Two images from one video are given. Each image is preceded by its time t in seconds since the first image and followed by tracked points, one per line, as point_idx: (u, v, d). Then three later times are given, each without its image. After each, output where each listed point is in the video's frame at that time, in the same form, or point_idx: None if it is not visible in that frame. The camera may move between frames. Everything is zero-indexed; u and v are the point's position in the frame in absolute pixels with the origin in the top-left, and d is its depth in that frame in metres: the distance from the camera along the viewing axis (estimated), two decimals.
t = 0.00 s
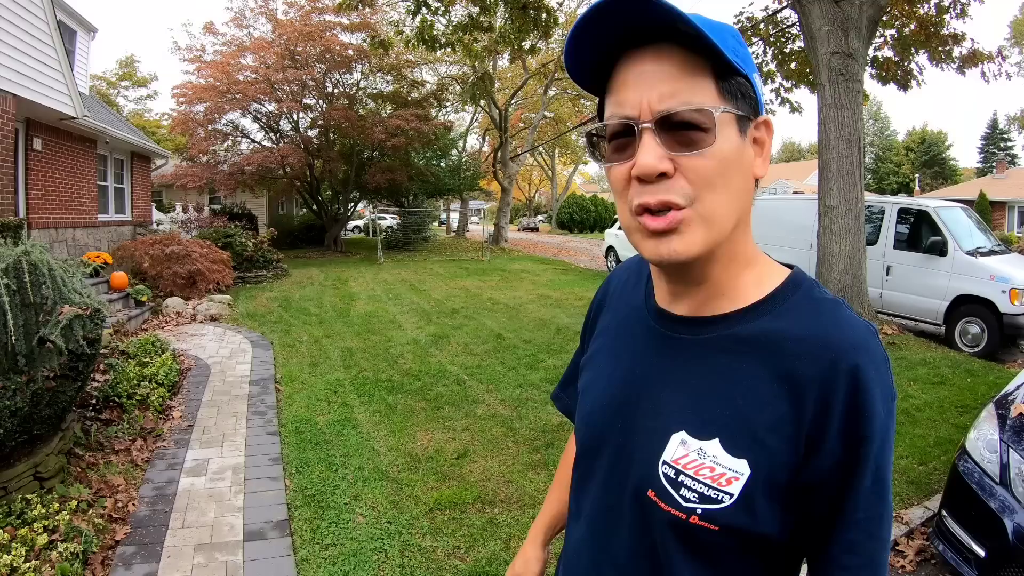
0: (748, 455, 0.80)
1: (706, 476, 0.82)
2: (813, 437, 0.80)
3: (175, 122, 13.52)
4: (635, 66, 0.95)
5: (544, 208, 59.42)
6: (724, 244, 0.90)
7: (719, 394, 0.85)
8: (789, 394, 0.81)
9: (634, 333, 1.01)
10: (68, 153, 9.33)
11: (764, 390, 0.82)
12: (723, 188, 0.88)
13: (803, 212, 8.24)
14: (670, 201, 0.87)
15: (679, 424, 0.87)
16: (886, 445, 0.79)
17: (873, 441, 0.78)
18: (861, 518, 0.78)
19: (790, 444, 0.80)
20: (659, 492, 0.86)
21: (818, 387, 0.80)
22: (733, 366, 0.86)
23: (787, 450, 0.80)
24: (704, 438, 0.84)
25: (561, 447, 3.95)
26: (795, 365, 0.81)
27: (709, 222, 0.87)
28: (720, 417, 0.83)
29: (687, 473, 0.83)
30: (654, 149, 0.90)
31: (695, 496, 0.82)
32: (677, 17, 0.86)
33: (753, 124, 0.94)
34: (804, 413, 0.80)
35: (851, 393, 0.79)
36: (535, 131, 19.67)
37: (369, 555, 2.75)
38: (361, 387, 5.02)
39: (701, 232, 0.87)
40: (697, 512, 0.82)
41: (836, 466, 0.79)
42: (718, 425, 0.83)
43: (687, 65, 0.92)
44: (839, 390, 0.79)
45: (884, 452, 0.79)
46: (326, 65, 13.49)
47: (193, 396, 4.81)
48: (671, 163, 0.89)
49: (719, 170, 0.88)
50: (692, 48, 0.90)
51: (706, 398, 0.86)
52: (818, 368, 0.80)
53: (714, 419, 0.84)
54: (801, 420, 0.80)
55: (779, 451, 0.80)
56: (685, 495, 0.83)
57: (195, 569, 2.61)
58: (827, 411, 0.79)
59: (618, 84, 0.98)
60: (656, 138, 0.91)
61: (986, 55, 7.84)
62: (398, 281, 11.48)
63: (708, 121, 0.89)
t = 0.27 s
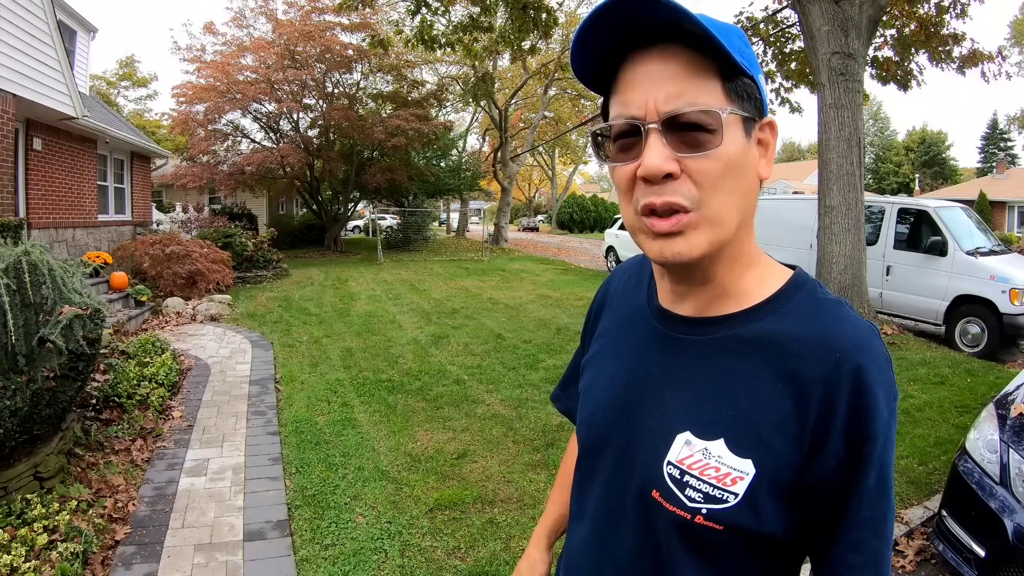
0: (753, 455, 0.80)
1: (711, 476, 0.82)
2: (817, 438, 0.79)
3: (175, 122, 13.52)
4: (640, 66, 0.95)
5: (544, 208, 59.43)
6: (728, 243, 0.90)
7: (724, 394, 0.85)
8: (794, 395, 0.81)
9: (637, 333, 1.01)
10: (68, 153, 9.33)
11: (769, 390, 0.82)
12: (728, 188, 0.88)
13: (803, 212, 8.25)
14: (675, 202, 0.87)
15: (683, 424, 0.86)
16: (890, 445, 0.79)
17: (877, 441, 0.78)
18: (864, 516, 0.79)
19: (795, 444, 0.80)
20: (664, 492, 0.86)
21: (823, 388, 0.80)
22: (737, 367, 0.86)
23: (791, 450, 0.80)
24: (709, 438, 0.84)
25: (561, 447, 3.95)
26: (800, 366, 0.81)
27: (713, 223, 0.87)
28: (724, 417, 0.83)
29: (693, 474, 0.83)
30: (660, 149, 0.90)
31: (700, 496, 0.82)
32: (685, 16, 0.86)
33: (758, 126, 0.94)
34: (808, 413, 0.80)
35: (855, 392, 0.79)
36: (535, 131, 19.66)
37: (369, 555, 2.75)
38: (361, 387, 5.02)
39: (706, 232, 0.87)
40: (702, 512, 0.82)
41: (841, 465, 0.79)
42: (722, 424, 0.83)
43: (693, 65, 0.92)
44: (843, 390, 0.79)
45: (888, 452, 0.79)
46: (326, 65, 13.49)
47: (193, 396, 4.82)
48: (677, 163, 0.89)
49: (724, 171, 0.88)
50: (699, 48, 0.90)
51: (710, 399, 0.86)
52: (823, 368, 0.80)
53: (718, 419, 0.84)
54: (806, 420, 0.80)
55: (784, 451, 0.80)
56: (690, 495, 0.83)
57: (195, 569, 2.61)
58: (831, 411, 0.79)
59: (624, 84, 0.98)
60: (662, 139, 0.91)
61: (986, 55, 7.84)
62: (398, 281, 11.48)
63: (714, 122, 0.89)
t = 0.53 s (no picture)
0: (754, 454, 0.80)
1: (712, 475, 0.82)
2: (817, 437, 0.80)
3: (175, 122, 13.52)
4: (643, 66, 0.95)
5: (544, 208, 59.42)
6: (729, 243, 0.90)
7: (725, 394, 0.85)
8: (794, 393, 0.81)
9: (639, 333, 1.01)
10: (68, 153, 9.33)
11: (770, 389, 0.82)
12: (728, 189, 0.88)
13: (803, 212, 8.25)
14: (675, 200, 0.87)
15: (684, 423, 0.86)
16: (889, 444, 0.79)
17: (878, 440, 0.78)
18: (865, 515, 0.79)
19: (796, 443, 0.80)
20: (665, 491, 0.86)
21: (822, 388, 0.80)
22: (739, 366, 0.86)
23: (792, 449, 0.80)
24: (709, 437, 0.84)
25: (561, 447, 3.94)
26: (800, 365, 0.81)
27: (714, 223, 0.87)
28: (725, 417, 0.83)
29: (694, 473, 0.83)
30: (661, 150, 0.90)
31: (701, 495, 0.82)
32: (687, 17, 0.86)
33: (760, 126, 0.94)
34: (808, 412, 0.80)
35: (857, 392, 0.79)
36: (535, 131, 19.66)
37: (369, 555, 2.75)
38: (361, 387, 5.02)
39: (706, 233, 0.87)
40: (703, 511, 0.82)
41: (842, 465, 0.79)
42: (724, 424, 0.83)
43: (695, 66, 0.91)
44: (844, 390, 0.79)
45: (888, 452, 0.79)
46: (326, 65, 13.48)
47: (193, 396, 4.82)
48: (678, 164, 0.88)
49: (724, 171, 0.88)
50: (700, 50, 0.90)
51: (710, 398, 0.86)
52: (823, 367, 0.80)
53: (719, 419, 0.84)
54: (807, 419, 0.80)
55: (784, 450, 0.80)
56: (691, 494, 0.83)
57: (195, 569, 2.61)
58: (832, 410, 0.79)
59: (626, 83, 0.98)
60: (663, 139, 0.91)
61: (986, 55, 7.84)
62: (398, 281, 11.48)
63: (717, 122, 0.89)
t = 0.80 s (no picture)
0: (754, 453, 0.80)
1: (712, 474, 0.82)
2: (817, 436, 0.80)
3: (175, 122, 13.52)
4: (627, 71, 0.95)
5: (544, 207, 59.38)
6: (711, 246, 0.89)
7: (725, 392, 0.85)
8: (793, 393, 0.81)
9: (641, 333, 1.01)
10: (68, 153, 9.33)
11: (770, 389, 0.82)
12: (706, 194, 0.87)
13: (803, 212, 8.25)
14: (649, 205, 0.88)
15: (685, 423, 0.87)
16: (890, 444, 0.80)
17: (877, 439, 0.78)
18: (865, 515, 0.79)
19: (796, 442, 0.80)
20: (665, 489, 0.86)
21: (823, 388, 0.80)
22: (740, 366, 0.86)
23: (792, 448, 0.80)
24: (709, 436, 0.84)
25: (560, 447, 3.94)
26: (800, 365, 0.81)
27: (685, 230, 0.87)
28: (725, 415, 0.83)
29: (694, 472, 0.83)
30: (635, 155, 0.90)
31: (701, 494, 0.82)
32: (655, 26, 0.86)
33: (752, 127, 0.90)
34: (808, 411, 0.80)
35: (856, 393, 0.79)
36: (535, 131, 19.67)
37: (369, 555, 2.75)
38: (361, 387, 5.02)
39: (679, 237, 0.87)
40: (704, 510, 0.82)
41: (842, 465, 0.79)
42: (724, 423, 0.83)
43: (673, 72, 0.90)
44: (844, 390, 0.79)
45: (890, 452, 0.79)
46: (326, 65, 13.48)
47: (193, 396, 4.82)
48: (650, 170, 0.88)
49: (699, 177, 0.86)
50: (682, 55, 0.89)
51: (711, 398, 0.86)
52: (823, 367, 0.80)
53: (719, 418, 0.84)
54: (807, 418, 0.80)
55: (785, 449, 0.80)
56: (691, 493, 0.83)
57: (195, 569, 2.61)
58: (833, 411, 0.79)
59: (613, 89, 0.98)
60: (638, 145, 0.91)
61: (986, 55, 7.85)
62: (398, 281, 11.48)
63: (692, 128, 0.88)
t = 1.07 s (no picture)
0: (744, 456, 0.80)
1: (702, 474, 0.82)
2: (809, 440, 0.79)
3: (175, 122, 13.52)
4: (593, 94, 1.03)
5: (544, 208, 59.29)
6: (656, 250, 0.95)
7: (718, 393, 0.85)
8: (787, 396, 0.81)
9: (645, 330, 1.01)
10: (68, 153, 9.33)
11: (763, 392, 0.82)
12: (640, 205, 0.92)
13: (803, 212, 8.25)
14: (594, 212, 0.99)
15: (679, 422, 0.87)
16: (888, 454, 0.78)
17: (873, 448, 0.77)
18: (860, 525, 0.79)
19: (789, 446, 0.80)
20: (657, 487, 0.87)
21: (816, 393, 0.79)
22: (735, 367, 0.85)
23: (784, 451, 0.80)
24: (702, 436, 0.84)
25: (560, 446, 3.95)
26: (795, 369, 0.81)
27: (623, 238, 0.96)
28: (717, 416, 0.83)
29: (685, 471, 0.84)
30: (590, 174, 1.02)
31: (691, 493, 0.83)
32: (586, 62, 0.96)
33: (687, 143, 0.89)
34: (802, 415, 0.80)
35: (849, 401, 0.78)
36: (535, 131, 19.67)
37: (369, 555, 2.75)
38: (361, 388, 5.02)
39: (620, 245, 0.96)
40: (693, 509, 0.82)
41: (833, 471, 0.79)
42: (717, 424, 0.83)
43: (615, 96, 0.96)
44: (837, 397, 0.78)
45: (887, 463, 0.78)
46: (326, 65, 13.48)
47: (193, 396, 4.82)
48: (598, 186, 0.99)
49: (629, 194, 0.93)
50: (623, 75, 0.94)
51: (706, 398, 0.86)
52: (819, 372, 0.79)
53: (713, 418, 0.84)
54: (799, 422, 0.80)
55: (778, 452, 0.80)
56: (682, 491, 0.84)
57: (195, 568, 2.61)
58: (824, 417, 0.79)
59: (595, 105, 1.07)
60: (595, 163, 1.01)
61: (986, 55, 7.85)
62: (398, 281, 11.48)
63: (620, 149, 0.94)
